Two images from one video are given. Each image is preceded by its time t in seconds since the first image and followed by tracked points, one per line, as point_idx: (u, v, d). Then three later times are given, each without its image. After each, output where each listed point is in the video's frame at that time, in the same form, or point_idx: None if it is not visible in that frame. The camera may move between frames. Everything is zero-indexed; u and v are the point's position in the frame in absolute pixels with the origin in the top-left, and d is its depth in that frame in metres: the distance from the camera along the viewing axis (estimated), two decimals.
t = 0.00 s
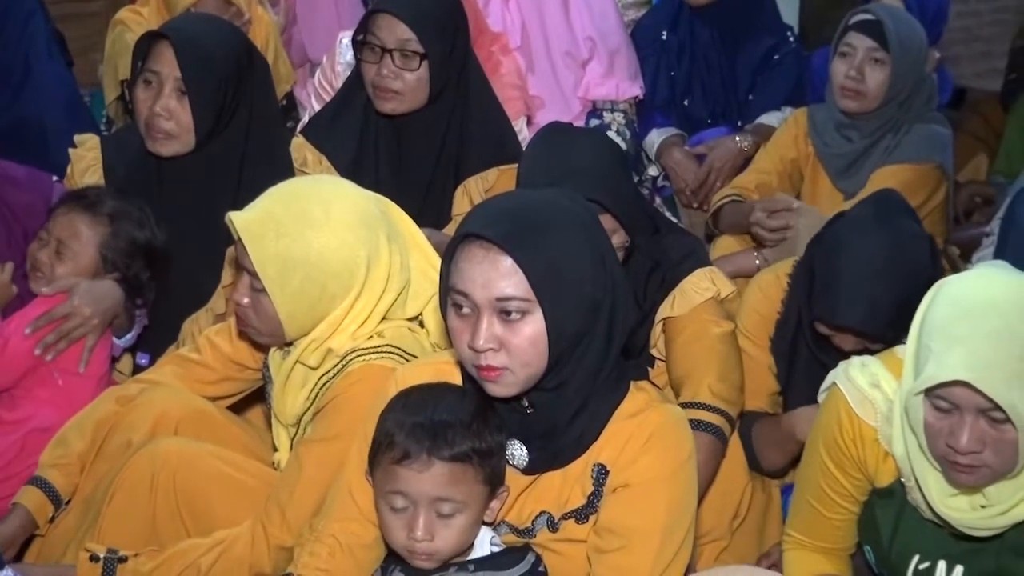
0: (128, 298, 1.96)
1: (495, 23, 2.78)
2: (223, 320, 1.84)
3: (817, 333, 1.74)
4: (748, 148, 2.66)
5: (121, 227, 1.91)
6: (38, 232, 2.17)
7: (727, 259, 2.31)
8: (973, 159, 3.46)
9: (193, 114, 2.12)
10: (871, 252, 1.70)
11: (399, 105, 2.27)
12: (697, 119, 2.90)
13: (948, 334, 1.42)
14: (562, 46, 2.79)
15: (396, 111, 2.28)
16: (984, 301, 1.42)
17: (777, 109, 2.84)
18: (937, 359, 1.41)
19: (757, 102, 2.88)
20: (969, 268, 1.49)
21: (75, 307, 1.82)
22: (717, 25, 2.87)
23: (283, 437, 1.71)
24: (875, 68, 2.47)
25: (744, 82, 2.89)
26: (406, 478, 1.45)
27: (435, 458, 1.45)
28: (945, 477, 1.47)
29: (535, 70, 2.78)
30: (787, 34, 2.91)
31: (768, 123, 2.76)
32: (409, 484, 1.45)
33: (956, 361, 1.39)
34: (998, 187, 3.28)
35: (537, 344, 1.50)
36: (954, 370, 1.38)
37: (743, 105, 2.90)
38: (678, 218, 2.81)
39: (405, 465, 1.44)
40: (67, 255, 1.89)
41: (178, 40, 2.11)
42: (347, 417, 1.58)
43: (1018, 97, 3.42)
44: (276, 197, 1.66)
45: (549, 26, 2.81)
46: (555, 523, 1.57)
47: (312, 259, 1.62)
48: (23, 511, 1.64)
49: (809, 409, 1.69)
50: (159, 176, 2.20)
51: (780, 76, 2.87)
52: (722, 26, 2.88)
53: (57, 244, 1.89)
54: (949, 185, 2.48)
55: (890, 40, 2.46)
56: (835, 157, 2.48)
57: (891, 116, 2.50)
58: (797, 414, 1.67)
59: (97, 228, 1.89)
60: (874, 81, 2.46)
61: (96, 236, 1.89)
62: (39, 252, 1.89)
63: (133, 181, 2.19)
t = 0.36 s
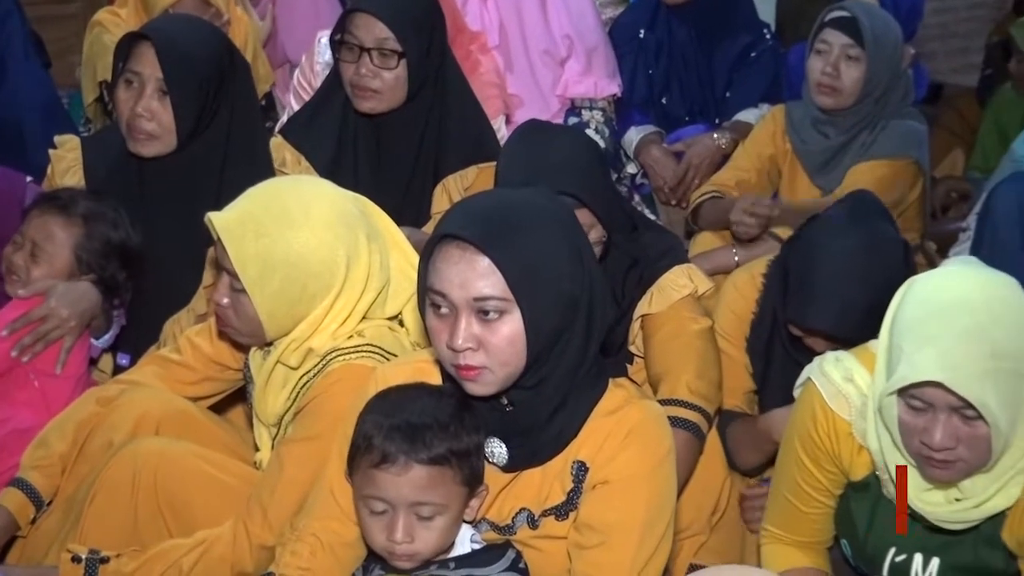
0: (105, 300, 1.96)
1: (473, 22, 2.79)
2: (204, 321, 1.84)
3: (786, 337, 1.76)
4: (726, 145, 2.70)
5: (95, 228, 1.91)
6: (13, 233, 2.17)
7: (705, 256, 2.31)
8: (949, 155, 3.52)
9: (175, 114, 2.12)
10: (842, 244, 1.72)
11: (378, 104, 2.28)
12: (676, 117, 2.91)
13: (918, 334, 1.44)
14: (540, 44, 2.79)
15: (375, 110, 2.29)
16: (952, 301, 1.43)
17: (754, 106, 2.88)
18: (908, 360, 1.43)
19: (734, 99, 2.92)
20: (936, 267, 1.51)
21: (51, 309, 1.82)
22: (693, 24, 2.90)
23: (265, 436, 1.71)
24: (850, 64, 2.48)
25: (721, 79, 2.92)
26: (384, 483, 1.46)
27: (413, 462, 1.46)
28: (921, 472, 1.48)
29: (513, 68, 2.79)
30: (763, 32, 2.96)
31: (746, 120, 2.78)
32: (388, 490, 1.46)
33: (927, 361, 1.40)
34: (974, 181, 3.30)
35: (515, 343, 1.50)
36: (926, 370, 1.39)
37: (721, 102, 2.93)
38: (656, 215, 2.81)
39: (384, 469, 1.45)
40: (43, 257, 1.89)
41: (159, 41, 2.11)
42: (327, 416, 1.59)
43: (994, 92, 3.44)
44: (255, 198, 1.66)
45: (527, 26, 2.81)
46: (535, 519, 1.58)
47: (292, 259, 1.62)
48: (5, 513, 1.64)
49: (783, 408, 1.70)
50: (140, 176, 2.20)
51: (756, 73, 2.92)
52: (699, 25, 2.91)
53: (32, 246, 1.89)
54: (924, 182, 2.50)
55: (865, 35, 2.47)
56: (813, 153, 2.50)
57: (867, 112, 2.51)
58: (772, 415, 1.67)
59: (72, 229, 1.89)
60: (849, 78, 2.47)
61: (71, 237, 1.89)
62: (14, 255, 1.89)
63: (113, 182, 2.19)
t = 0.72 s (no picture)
0: (98, 301, 2.00)
1: (455, 29, 2.85)
2: (195, 321, 1.88)
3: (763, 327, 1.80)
4: (702, 147, 2.74)
5: (88, 231, 1.95)
6: (6, 237, 2.21)
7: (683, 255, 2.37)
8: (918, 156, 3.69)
9: (168, 120, 2.17)
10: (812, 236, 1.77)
11: (364, 109, 2.33)
12: (654, 120, 2.96)
13: (882, 334, 1.48)
14: (521, 50, 2.86)
15: (361, 115, 2.34)
16: (916, 302, 1.48)
17: (728, 107, 2.91)
18: (873, 361, 1.47)
19: (709, 103, 2.95)
20: (900, 267, 1.55)
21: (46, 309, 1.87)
22: (666, 28, 2.95)
23: (255, 433, 1.76)
24: (825, 69, 2.54)
25: (696, 83, 2.96)
26: (370, 476, 1.50)
27: (398, 456, 1.50)
28: (887, 466, 1.53)
29: (495, 73, 2.85)
30: (737, 36, 2.99)
31: (722, 121, 2.83)
32: (373, 483, 1.50)
33: (892, 362, 1.44)
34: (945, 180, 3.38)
35: (497, 340, 1.55)
36: (890, 371, 1.44)
37: (696, 105, 2.97)
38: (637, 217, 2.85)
39: (371, 462, 1.50)
40: (35, 260, 1.94)
41: (152, 48, 2.16)
42: (313, 413, 1.63)
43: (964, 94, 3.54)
44: (244, 201, 1.71)
45: (508, 32, 2.88)
46: (518, 511, 1.62)
47: (280, 259, 1.67)
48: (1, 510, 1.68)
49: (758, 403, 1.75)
50: (131, 181, 2.25)
51: (731, 77, 2.94)
52: (673, 28, 2.96)
53: (25, 250, 1.94)
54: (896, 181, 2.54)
55: (839, 40, 2.53)
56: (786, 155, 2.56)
57: (840, 114, 2.55)
58: (747, 411, 1.72)
59: (65, 232, 1.94)
60: (824, 81, 2.52)
61: (63, 240, 1.94)
62: (8, 259, 1.94)
63: (106, 186, 2.24)
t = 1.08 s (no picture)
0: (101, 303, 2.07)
1: (443, 40, 3.00)
2: (193, 321, 1.95)
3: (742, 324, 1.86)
4: (680, 152, 2.87)
5: (92, 236, 2.02)
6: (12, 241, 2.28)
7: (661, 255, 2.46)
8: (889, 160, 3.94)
9: (167, 127, 2.23)
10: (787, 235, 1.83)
11: (356, 118, 2.40)
12: (633, 126, 3.11)
13: (854, 329, 1.54)
14: (505, 61, 3.00)
15: (353, 123, 2.41)
16: (885, 298, 1.54)
17: (706, 113, 3.04)
18: (845, 356, 1.53)
19: (688, 109, 3.08)
20: (870, 265, 1.61)
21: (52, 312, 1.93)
22: (642, 37, 3.10)
23: (251, 429, 1.83)
24: (798, 77, 2.61)
25: (673, 91, 3.09)
26: (360, 469, 1.57)
27: (387, 450, 1.57)
28: (861, 451, 1.60)
29: (481, 83, 2.99)
30: (713, 46, 3.14)
31: (699, 128, 2.97)
32: (363, 476, 1.57)
33: (861, 356, 1.50)
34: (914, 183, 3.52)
35: (482, 337, 1.61)
36: (860, 365, 1.50)
37: (674, 111, 3.10)
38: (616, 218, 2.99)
39: (360, 456, 1.56)
40: (41, 263, 2.00)
41: (153, 59, 2.23)
42: (307, 410, 1.70)
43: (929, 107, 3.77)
44: (239, 206, 1.78)
45: (494, 43, 3.02)
46: (503, 502, 1.69)
47: (274, 262, 1.74)
48: (6, 503, 1.74)
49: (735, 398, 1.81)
50: (132, 187, 2.31)
51: (709, 85, 3.08)
52: (650, 39, 3.10)
53: (31, 253, 2.01)
54: (866, 184, 2.62)
55: (812, 49, 2.60)
56: (760, 159, 2.63)
57: (812, 121, 2.63)
58: (724, 407, 1.78)
59: (69, 235, 2.00)
60: (797, 89, 2.60)
61: (68, 244, 2.00)
62: (15, 262, 2.01)
63: (108, 192, 2.31)
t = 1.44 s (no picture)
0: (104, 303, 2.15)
1: (432, 49, 3.22)
2: (192, 321, 2.03)
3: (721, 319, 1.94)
4: (659, 157, 3.10)
5: (95, 239, 2.10)
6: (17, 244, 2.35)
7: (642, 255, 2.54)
8: (859, 164, 4.12)
9: (167, 134, 2.31)
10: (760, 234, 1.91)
11: (349, 124, 2.48)
12: (614, 130, 3.42)
13: (817, 322, 1.61)
14: (492, 69, 3.21)
15: (346, 129, 2.49)
16: (843, 290, 1.60)
17: (683, 119, 3.35)
18: (808, 347, 1.61)
19: (665, 115, 3.39)
20: (834, 255, 1.67)
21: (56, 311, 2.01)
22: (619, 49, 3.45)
23: (248, 423, 1.90)
24: (772, 83, 2.74)
25: (652, 98, 3.41)
26: (351, 461, 1.64)
27: (377, 442, 1.64)
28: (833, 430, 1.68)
29: (469, 90, 3.20)
30: (689, 55, 3.47)
31: (677, 133, 3.24)
32: (354, 468, 1.64)
33: (822, 350, 1.58)
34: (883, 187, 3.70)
35: (469, 334, 1.68)
36: (820, 359, 1.58)
37: (654, 118, 3.41)
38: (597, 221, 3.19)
39: (351, 449, 1.63)
40: (46, 265, 2.08)
41: (153, 69, 2.31)
42: (301, 405, 1.77)
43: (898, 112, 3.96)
44: (235, 211, 1.86)
45: (481, 52, 3.23)
46: (490, 492, 1.76)
47: (268, 264, 1.81)
48: (13, 497, 1.81)
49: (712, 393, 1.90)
50: (133, 191, 2.39)
51: (685, 92, 3.40)
52: (626, 47, 3.45)
53: (37, 256, 2.09)
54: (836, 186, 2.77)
55: (785, 58, 2.74)
56: (736, 162, 2.74)
57: (785, 126, 2.77)
58: (702, 401, 1.87)
59: (74, 239, 2.08)
60: (771, 95, 2.73)
61: (72, 247, 2.08)
62: (21, 265, 2.09)
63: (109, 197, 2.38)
